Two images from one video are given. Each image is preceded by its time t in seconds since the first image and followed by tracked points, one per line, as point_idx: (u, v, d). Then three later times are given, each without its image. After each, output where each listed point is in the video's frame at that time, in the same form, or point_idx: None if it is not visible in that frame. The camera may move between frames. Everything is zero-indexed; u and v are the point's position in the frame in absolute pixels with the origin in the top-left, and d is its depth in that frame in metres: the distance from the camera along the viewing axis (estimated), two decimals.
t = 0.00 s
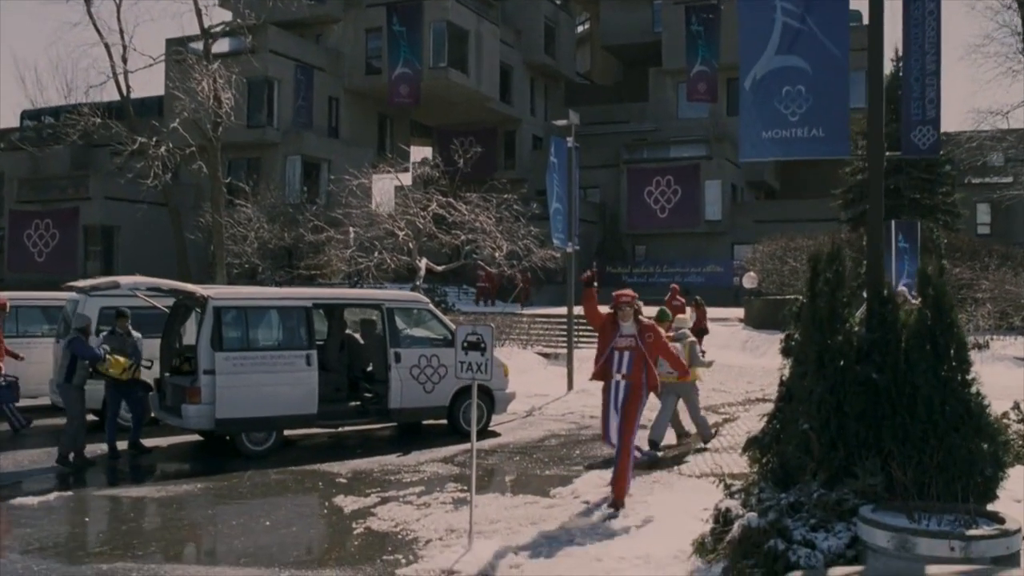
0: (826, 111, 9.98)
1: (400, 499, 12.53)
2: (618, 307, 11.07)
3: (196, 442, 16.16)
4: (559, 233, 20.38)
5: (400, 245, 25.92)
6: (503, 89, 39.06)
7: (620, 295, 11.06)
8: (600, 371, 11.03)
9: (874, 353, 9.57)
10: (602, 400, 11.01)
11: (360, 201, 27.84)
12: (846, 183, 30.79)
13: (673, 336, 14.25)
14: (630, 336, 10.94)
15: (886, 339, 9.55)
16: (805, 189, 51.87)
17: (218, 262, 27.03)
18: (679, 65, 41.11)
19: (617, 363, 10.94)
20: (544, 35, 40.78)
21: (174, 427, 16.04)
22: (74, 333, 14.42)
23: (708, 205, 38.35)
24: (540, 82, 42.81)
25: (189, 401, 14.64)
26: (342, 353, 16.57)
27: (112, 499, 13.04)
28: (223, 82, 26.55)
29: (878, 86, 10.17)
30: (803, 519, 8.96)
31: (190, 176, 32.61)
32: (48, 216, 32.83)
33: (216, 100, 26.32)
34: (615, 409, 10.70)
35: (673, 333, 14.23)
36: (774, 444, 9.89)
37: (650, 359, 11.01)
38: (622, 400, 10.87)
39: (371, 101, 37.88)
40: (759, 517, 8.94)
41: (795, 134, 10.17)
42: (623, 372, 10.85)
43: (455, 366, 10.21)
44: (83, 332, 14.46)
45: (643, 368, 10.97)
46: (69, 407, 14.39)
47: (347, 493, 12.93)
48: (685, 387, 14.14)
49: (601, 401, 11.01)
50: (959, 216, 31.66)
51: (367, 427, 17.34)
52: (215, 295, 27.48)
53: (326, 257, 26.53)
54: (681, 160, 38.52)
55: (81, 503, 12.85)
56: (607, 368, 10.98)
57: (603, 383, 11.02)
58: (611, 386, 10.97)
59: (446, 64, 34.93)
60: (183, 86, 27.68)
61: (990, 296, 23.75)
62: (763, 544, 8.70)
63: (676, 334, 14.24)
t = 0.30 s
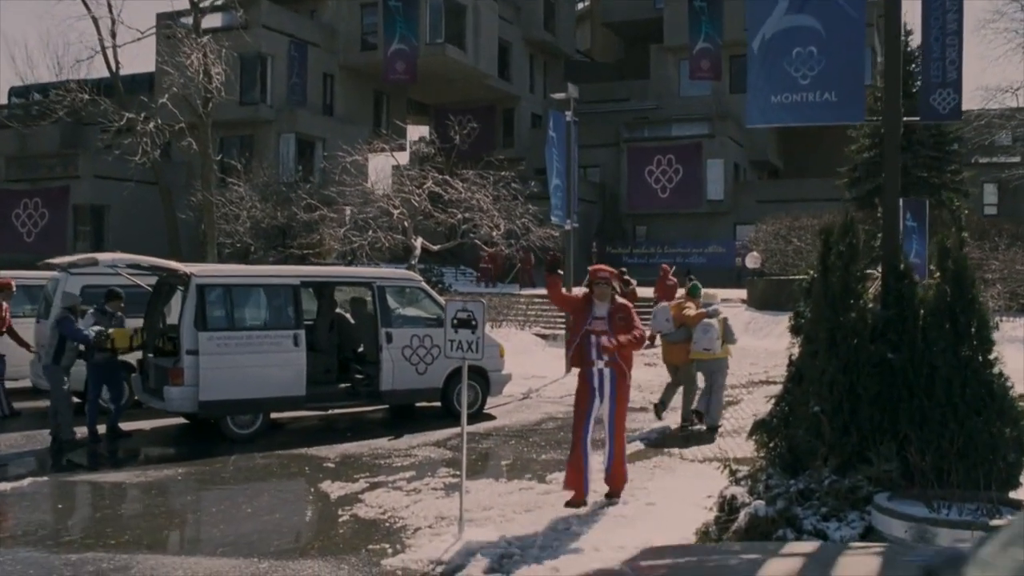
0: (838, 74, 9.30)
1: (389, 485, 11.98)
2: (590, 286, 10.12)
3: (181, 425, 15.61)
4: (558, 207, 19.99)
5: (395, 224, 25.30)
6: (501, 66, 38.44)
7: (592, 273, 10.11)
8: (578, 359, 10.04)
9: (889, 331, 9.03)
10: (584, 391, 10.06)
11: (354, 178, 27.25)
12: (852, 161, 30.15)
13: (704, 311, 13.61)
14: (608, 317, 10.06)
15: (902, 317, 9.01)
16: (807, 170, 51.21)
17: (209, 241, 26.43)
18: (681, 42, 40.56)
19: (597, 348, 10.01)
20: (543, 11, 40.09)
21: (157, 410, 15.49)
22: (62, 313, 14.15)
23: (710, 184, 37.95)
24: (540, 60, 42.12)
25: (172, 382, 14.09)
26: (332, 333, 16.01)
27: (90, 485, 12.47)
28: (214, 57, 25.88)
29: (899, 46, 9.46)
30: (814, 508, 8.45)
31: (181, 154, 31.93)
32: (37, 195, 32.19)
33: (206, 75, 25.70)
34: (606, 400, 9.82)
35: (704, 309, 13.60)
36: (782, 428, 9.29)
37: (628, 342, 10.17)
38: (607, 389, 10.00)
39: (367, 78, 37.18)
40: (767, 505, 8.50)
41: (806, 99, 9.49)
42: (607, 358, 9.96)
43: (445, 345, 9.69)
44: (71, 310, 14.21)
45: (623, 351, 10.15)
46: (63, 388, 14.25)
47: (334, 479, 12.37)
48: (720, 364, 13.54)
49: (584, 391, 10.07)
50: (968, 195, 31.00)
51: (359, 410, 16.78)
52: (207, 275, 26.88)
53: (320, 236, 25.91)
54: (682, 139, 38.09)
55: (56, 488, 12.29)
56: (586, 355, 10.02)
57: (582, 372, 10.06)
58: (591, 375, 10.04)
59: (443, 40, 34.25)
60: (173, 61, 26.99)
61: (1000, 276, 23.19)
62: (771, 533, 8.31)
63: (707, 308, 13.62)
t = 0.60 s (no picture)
0: (851, 37, 8.80)
1: (377, 477, 11.43)
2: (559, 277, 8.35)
3: (164, 415, 15.04)
4: (557, 189, 19.87)
5: (389, 208, 24.66)
6: (498, 49, 37.80)
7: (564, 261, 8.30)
8: (546, 365, 8.25)
9: (905, 314, 8.48)
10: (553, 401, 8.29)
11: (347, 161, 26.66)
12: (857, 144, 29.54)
13: (728, 297, 13.36)
14: (583, 315, 8.31)
15: (920, 298, 8.45)
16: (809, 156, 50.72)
17: (199, 226, 25.82)
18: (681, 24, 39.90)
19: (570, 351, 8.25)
20: None
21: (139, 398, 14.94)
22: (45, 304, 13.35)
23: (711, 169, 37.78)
24: (538, 42, 41.45)
25: (153, 369, 13.55)
26: (321, 319, 15.49)
27: (65, 477, 11.92)
28: (203, 36, 25.23)
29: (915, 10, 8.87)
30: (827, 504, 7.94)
31: (172, 137, 31.28)
32: (25, 179, 31.54)
33: (195, 55, 25.00)
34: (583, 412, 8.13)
35: (729, 295, 13.36)
36: (792, 418, 8.79)
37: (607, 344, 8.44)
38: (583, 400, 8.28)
39: (362, 61, 36.53)
40: (775, 501, 8.11)
41: (819, 66, 8.95)
42: (583, 363, 8.23)
43: (432, 330, 9.13)
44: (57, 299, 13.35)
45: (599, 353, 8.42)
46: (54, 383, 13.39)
47: (320, 471, 11.83)
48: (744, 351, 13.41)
49: (552, 402, 8.29)
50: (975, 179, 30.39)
51: (349, 399, 16.23)
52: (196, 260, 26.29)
53: (312, 221, 25.25)
54: (682, 124, 37.91)
55: (28, 480, 11.73)
56: (558, 361, 8.24)
57: (552, 380, 8.29)
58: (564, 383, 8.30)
59: (439, 21, 33.60)
60: (162, 41, 26.33)
61: (1011, 257, 22.57)
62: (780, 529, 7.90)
63: (732, 294, 13.38)
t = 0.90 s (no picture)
0: None
1: (364, 464, 10.91)
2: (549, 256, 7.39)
3: (145, 399, 14.52)
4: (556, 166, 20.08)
5: (384, 186, 24.04)
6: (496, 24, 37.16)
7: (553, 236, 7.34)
8: (522, 353, 7.33)
9: (925, 292, 8.02)
10: (528, 397, 7.30)
11: (340, 137, 26.07)
12: (864, 120, 28.86)
13: (748, 267, 13.03)
14: (570, 300, 7.38)
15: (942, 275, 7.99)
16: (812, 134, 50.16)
17: (189, 203, 25.22)
18: None
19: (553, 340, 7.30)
20: None
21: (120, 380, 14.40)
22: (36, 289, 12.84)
23: (713, 147, 37.67)
24: (537, 17, 40.75)
25: (133, 350, 13.03)
26: (309, 298, 14.93)
27: (36, 463, 11.35)
28: (192, 9, 24.57)
29: None
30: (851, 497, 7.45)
31: (163, 113, 30.63)
32: (12, 156, 30.91)
33: (184, 29, 24.31)
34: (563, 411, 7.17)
35: (749, 266, 13.01)
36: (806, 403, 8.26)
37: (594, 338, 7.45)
38: (565, 397, 7.27)
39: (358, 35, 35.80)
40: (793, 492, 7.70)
41: (831, 26, 9.30)
42: (566, 354, 7.27)
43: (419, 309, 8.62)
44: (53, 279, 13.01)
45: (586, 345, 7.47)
46: (65, 360, 13.15)
47: (304, 457, 11.28)
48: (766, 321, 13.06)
49: (528, 397, 7.29)
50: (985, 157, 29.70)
51: (340, 381, 15.72)
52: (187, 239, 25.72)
53: (305, 198, 24.67)
54: (685, 101, 37.36)
55: None
56: (535, 350, 7.31)
57: (531, 373, 7.30)
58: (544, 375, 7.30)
59: None
60: (149, 14, 25.67)
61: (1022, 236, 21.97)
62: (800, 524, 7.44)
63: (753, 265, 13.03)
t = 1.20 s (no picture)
0: None
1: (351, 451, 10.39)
2: (528, 224, 6.44)
3: (127, 382, 13.96)
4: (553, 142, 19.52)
5: (379, 164, 23.46)
6: None
7: (534, 203, 6.39)
8: (505, 338, 6.48)
9: (947, 271, 7.48)
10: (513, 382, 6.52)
11: (334, 113, 25.46)
12: (872, 97, 28.21)
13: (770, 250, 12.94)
14: (553, 272, 6.53)
15: (966, 253, 7.45)
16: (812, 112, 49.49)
17: (179, 180, 24.59)
18: None
19: (539, 317, 6.49)
20: None
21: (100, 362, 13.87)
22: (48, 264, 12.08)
23: (717, 125, 37.48)
24: None
25: (112, 332, 12.49)
26: (298, 277, 14.33)
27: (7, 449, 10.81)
28: None
29: None
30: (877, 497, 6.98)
31: (153, 89, 29.96)
32: None
33: (173, 1, 23.60)
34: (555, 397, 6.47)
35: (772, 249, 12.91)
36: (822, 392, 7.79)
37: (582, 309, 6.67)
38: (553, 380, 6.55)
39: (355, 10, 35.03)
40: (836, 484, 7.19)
41: None
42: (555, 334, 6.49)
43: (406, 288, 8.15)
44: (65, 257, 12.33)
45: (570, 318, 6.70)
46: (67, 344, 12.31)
47: (288, 444, 10.75)
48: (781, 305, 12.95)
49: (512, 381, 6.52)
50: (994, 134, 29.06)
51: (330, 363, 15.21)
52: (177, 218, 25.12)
53: (297, 176, 24.06)
54: (687, 79, 37.04)
55: None
56: (520, 332, 6.48)
57: (515, 356, 6.49)
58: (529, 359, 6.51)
59: None
60: None
61: None
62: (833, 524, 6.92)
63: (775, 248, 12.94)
